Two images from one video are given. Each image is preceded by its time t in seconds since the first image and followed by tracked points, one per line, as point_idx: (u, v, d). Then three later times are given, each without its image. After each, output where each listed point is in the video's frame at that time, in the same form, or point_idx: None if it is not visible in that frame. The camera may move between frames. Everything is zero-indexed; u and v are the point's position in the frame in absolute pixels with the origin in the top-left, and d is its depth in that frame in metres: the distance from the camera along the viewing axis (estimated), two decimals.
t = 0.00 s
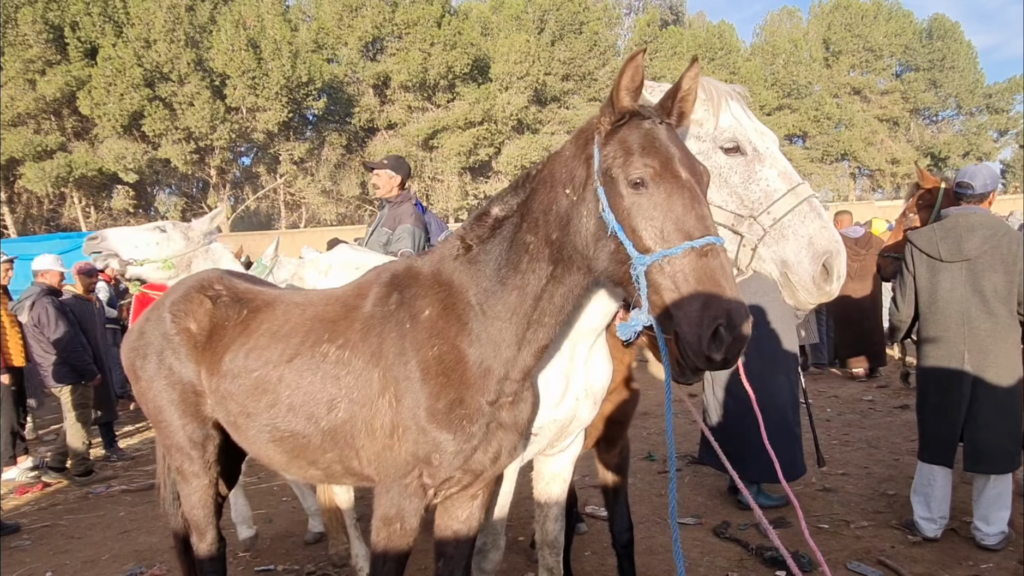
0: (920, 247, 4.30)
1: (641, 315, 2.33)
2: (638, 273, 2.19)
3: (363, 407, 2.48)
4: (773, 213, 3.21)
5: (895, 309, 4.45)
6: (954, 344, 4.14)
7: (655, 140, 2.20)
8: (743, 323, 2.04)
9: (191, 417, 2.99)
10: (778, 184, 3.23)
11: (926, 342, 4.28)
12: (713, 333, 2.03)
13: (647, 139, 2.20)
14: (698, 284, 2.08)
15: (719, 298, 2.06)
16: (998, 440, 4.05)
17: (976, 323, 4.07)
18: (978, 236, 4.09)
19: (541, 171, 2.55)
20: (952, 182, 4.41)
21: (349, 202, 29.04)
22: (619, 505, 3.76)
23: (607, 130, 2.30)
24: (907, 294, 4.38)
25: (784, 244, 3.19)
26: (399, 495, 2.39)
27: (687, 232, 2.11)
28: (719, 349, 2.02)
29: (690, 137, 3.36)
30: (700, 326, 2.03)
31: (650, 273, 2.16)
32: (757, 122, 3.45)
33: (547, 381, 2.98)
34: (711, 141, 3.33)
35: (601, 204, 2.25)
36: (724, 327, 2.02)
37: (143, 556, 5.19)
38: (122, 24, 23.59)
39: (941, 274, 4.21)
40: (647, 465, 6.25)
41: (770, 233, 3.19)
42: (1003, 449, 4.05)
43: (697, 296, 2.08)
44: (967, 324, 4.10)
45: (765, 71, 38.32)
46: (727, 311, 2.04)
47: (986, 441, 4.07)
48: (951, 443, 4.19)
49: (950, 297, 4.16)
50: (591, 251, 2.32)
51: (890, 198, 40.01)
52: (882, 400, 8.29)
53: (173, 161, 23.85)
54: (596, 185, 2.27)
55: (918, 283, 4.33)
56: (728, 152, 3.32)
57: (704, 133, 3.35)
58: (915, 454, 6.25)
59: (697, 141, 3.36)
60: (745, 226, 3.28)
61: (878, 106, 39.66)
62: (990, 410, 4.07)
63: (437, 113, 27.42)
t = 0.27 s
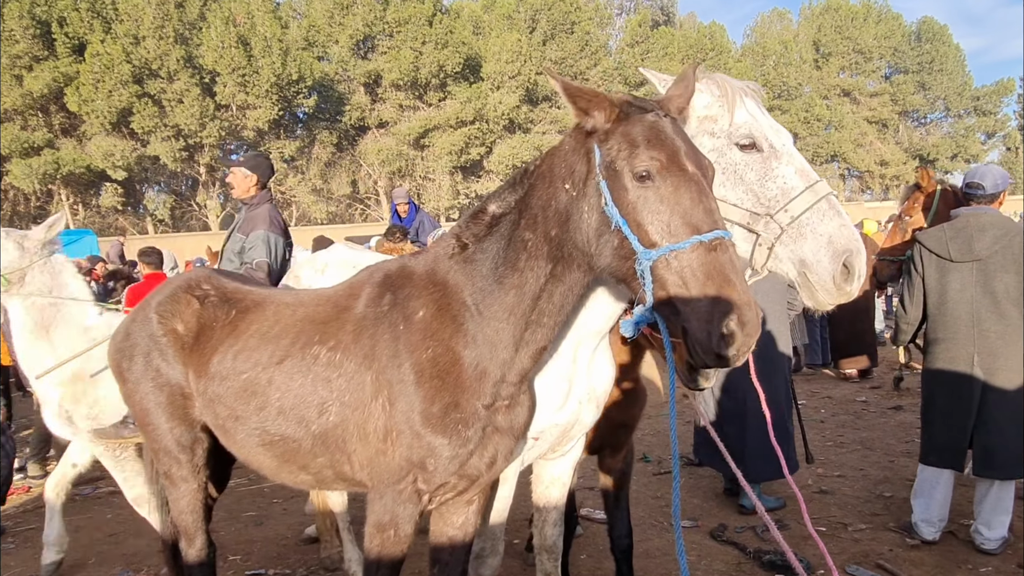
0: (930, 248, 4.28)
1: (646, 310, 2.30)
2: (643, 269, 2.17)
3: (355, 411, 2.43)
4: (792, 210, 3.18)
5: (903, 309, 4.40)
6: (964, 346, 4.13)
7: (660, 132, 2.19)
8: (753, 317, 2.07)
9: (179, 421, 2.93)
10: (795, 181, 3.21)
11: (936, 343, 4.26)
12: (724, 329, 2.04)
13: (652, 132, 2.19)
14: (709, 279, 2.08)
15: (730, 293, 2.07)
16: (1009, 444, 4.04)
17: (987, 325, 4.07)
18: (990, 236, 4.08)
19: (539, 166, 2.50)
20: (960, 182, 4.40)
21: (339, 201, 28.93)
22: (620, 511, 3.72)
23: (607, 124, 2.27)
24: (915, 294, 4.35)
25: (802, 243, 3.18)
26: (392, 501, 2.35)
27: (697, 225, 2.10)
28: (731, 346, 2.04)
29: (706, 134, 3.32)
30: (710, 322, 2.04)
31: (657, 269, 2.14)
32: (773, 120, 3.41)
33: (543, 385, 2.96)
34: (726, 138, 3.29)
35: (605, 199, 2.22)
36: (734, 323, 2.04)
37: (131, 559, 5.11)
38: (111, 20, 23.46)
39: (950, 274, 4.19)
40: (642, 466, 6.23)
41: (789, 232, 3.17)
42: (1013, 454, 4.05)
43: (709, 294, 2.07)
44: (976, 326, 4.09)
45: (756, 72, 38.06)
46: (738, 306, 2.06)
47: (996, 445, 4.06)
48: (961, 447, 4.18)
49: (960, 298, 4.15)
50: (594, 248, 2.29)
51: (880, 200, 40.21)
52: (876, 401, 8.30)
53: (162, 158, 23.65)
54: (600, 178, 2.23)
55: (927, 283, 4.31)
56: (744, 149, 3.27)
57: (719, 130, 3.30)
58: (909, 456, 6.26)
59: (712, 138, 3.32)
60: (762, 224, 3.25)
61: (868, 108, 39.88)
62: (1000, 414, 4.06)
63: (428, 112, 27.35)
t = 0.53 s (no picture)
0: (927, 259, 4.27)
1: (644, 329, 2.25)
2: (641, 287, 2.13)
3: (338, 430, 2.37)
4: (798, 227, 3.15)
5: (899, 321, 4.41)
6: (959, 358, 4.12)
7: (658, 147, 2.16)
8: (757, 339, 2.02)
9: (155, 437, 2.85)
10: (801, 197, 3.18)
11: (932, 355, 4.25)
12: (727, 350, 1.99)
13: (650, 146, 2.15)
14: (709, 301, 2.05)
15: (733, 314, 2.03)
16: (1003, 459, 4.01)
17: (983, 338, 4.06)
18: (988, 247, 4.06)
19: (530, 179, 2.45)
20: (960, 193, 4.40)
21: (325, 203, 28.78)
22: (614, 529, 3.70)
23: (602, 139, 2.23)
24: (912, 306, 4.35)
25: (808, 260, 3.15)
26: (376, 524, 2.29)
27: (697, 244, 2.07)
28: (734, 369, 1.99)
29: (709, 147, 3.31)
30: (713, 344, 2.00)
31: (654, 287, 2.11)
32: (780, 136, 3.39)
33: (532, 403, 2.95)
34: (731, 151, 3.27)
35: (601, 215, 2.18)
36: (739, 343, 1.98)
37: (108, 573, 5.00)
38: (96, 19, 23.08)
39: (948, 285, 4.18)
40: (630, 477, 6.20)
41: (795, 248, 3.14)
42: (1007, 470, 4.02)
43: (710, 315, 2.04)
44: (973, 339, 4.08)
45: (743, 80, 38.76)
46: (742, 328, 2.01)
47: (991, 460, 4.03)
48: (955, 462, 4.17)
49: (957, 310, 4.13)
50: (588, 265, 2.25)
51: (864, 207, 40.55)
52: (863, 410, 8.33)
53: (146, 158, 23.43)
54: (595, 194, 2.19)
55: (923, 294, 4.30)
56: (749, 163, 3.25)
57: (723, 144, 3.29)
58: (899, 467, 6.26)
59: (716, 152, 3.30)
60: (767, 241, 3.22)
61: (853, 116, 40.23)
62: (995, 429, 4.03)
63: (416, 115, 27.28)
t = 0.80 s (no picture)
0: (907, 271, 4.32)
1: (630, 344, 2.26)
2: (628, 304, 2.16)
3: (320, 444, 2.36)
4: (793, 235, 3.17)
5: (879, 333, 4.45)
6: (937, 372, 4.15)
7: (644, 162, 2.18)
8: (744, 357, 2.03)
9: (137, 450, 2.84)
10: (795, 205, 3.21)
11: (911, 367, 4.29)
12: (714, 369, 2.01)
13: (636, 163, 2.17)
14: (695, 318, 2.07)
15: (719, 331, 2.04)
16: (979, 473, 4.06)
17: (962, 350, 4.09)
18: (967, 261, 4.09)
19: (516, 195, 2.47)
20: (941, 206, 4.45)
21: (315, 209, 28.74)
22: (604, 542, 3.72)
23: (589, 153, 2.25)
24: (892, 319, 4.39)
25: (804, 268, 3.16)
26: (358, 539, 2.28)
27: (684, 261, 2.08)
28: (722, 386, 2.01)
29: (703, 157, 3.33)
30: (699, 368, 2.01)
31: (641, 303, 2.13)
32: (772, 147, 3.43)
33: (518, 418, 2.99)
34: (725, 161, 3.30)
35: (587, 231, 2.21)
36: (725, 362, 2.00)
37: None
38: (84, 24, 22.89)
39: (927, 298, 4.22)
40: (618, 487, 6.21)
41: (791, 255, 3.16)
42: (985, 483, 4.07)
43: (696, 332, 2.06)
44: (950, 352, 4.12)
45: (731, 89, 39.15)
46: (729, 346, 2.02)
47: (968, 474, 4.08)
48: (933, 475, 4.21)
49: (937, 323, 4.17)
50: (575, 282, 2.27)
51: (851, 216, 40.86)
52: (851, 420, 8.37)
53: (135, 164, 23.31)
54: (581, 210, 2.22)
55: (903, 308, 4.35)
56: (744, 172, 3.28)
57: (716, 153, 3.32)
58: (885, 477, 6.30)
59: (710, 162, 3.33)
60: (762, 249, 3.24)
61: (841, 125, 40.59)
62: (970, 443, 4.08)
63: (407, 122, 27.29)
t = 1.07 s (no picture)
0: (891, 272, 4.34)
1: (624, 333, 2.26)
2: (623, 290, 2.15)
3: (314, 449, 2.37)
4: (795, 227, 3.18)
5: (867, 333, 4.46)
6: (925, 370, 4.17)
7: (629, 151, 2.21)
8: (744, 329, 2.04)
9: (133, 456, 2.84)
10: (794, 199, 3.23)
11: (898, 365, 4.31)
12: (717, 344, 2.01)
13: (621, 152, 2.20)
14: (694, 296, 2.07)
15: (718, 307, 2.05)
16: (969, 469, 4.10)
17: (948, 348, 4.12)
18: (949, 260, 4.14)
19: (498, 193, 2.49)
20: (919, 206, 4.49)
21: (310, 213, 28.75)
22: (601, 542, 3.75)
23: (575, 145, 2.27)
24: (879, 320, 4.40)
25: (807, 259, 3.16)
26: (353, 543, 2.30)
27: (677, 242, 2.10)
28: (726, 361, 2.00)
29: (701, 157, 3.36)
30: (701, 340, 2.02)
31: (637, 288, 2.13)
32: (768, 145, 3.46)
33: (513, 418, 2.96)
34: (723, 159, 3.32)
35: (575, 221, 2.21)
36: (729, 336, 2.00)
37: None
38: (77, 29, 23.04)
39: (911, 297, 4.24)
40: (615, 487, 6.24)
41: (794, 247, 3.17)
42: (976, 479, 4.11)
43: (696, 311, 2.05)
44: (937, 350, 4.14)
45: (725, 89, 39.36)
46: (730, 321, 2.03)
47: (958, 471, 4.12)
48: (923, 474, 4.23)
49: (923, 321, 4.20)
50: (564, 274, 2.27)
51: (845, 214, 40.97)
52: (846, 418, 8.40)
53: (128, 169, 23.26)
54: (568, 201, 2.22)
55: (889, 308, 4.36)
56: (743, 169, 3.31)
57: (714, 152, 3.35)
58: (880, 475, 6.33)
59: (708, 161, 3.35)
60: (764, 243, 3.25)
61: (834, 124, 40.77)
62: (959, 439, 4.12)
63: (401, 125, 27.32)
